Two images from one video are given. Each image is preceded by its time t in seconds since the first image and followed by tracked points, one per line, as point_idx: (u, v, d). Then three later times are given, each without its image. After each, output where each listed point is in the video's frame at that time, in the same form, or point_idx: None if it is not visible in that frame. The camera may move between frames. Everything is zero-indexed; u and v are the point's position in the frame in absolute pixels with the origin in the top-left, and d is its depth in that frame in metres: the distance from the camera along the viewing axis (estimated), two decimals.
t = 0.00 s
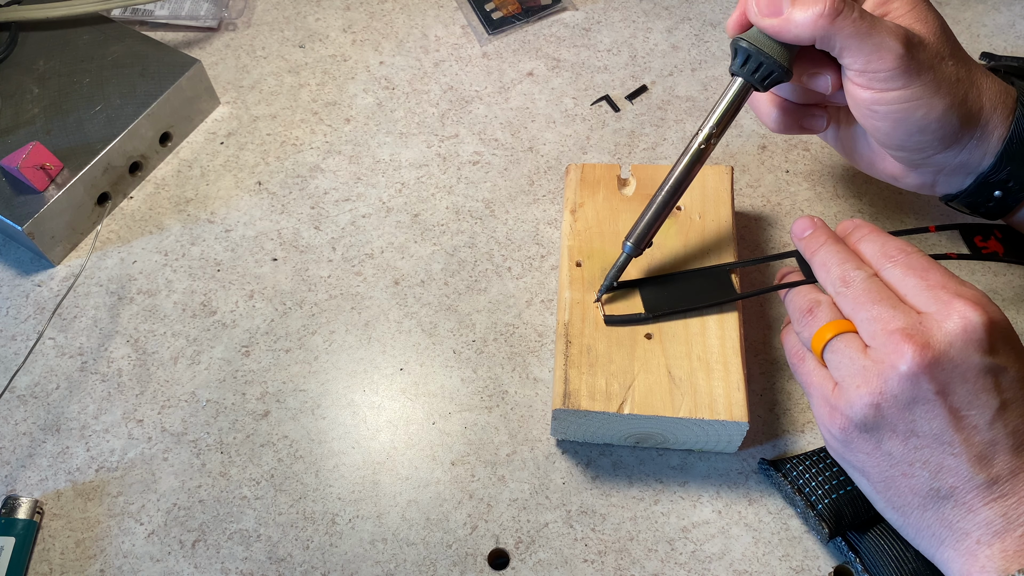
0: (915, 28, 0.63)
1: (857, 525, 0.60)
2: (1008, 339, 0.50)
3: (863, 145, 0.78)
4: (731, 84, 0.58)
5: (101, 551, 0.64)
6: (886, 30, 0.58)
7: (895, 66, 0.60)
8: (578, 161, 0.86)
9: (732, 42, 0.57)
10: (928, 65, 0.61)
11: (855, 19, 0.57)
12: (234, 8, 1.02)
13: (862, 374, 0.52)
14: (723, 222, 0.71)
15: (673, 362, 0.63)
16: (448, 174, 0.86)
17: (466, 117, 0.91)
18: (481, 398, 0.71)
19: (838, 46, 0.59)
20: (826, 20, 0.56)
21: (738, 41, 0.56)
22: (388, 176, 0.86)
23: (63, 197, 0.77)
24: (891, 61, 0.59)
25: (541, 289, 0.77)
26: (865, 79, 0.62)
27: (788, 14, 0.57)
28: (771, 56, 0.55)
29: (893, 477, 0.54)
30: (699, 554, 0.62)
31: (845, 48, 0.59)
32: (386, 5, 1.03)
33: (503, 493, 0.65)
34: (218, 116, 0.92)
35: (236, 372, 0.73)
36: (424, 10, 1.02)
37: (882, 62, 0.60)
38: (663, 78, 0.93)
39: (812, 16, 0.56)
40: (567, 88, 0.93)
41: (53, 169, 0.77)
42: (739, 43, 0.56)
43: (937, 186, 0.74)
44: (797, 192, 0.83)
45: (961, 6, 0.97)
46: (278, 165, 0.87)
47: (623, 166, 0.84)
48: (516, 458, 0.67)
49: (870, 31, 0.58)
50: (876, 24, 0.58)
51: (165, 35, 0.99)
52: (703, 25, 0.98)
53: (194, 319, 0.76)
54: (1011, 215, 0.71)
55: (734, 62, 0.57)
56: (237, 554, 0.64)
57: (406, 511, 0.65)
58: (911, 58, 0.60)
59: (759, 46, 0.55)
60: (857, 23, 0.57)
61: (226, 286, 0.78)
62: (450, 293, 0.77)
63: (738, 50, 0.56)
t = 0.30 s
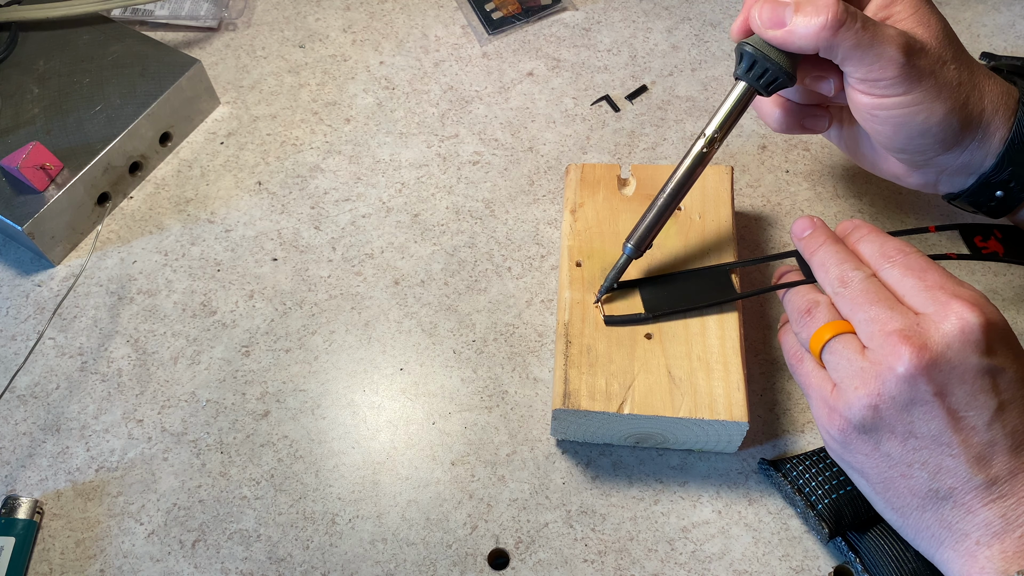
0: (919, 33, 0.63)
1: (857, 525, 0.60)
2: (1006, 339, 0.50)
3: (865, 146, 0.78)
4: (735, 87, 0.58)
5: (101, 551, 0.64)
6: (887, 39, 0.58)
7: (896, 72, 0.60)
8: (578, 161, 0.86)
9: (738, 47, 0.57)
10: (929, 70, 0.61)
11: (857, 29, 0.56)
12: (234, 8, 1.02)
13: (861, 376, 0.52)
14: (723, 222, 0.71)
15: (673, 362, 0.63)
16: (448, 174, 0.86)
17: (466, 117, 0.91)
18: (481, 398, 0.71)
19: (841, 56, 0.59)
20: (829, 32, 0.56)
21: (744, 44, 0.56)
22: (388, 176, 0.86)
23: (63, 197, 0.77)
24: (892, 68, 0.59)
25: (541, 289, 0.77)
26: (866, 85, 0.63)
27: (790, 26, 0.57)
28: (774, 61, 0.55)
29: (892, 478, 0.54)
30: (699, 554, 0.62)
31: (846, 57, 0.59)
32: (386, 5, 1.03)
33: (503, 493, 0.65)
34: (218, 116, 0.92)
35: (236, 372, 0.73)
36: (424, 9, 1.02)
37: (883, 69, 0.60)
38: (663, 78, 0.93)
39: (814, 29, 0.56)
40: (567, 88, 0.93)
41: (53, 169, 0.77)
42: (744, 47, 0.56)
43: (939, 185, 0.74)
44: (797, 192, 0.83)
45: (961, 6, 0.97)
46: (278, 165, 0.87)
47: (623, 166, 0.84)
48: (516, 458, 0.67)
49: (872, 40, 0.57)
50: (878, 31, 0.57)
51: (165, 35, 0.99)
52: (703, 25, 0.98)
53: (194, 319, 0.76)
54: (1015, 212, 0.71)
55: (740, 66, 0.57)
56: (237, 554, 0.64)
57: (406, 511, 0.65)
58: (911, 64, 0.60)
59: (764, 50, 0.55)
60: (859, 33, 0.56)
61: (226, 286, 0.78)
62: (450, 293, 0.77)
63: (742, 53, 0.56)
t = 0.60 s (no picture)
0: (929, 38, 0.63)
1: (857, 525, 0.60)
2: (1003, 340, 0.50)
3: (876, 146, 0.78)
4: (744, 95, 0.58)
5: (101, 551, 0.64)
6: (900, 52, 0.58)
7: (906, 81, 0.61)
8: (578, 161, 0.86)
9: (752, 57, 0.57)
10: (940, 79, 0.62)
11: (871, 44, 0.56)
12: (234, 8, 1.02)
13: (858, 377, 0.52)
14: (723, 222, 0.71)
15: (673, 362, 0.63)
16: (448, 174, 0.86)
17: (466, 117, 0.91)
18: (481, 398, 0.71)
19: (853, 69, 0.59)
20: (846, 49, 0.55)
21: (759, 55, 0.56)
22: (388, 176, 0.86)
23: (63, 197, 0.77)
24: (903, 78, 0.60)
25: (541, 289, 0.77)
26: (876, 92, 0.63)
27: (808, 44, 0.55)
28: (791, 75, 0.56)
29: (891, 479, 0.54)
30: (699, 554, 0.62)
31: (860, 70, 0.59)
32: (386, 5, 1.03)
33: (503, 493, 0.65)
34: (218, 116, 0.92)
35: (236, 372, 0.73)
36: (424, 10, 1.02)
37: (895, 77, 0.60)
38: (663, 78, 0.93)
39: (833, 47, 0.54)
40: (567, 88, 0.93)
41: (53, 169, 0.77)
42: (759, 57, 0.56)
43: (950, 182, 0.74)
44: (797, 192, 0.83)
45: (961, 6, 0.97)
46: (278, 165, 0.87)
47: (623, 166, 0.84)
48: (516, 458, 0.67)
49: (884, 53, 0.57)
50: (890, 44, 0.57)
51: (165, 35, 0.99)
52: (703, 25, 0.98)
53: (194, 319, 0.76)
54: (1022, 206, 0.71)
55: (753, 75, 0.57)
56: (237, 554, 0.64)
57: (406, 511, 0.65)
58: (921, 72, 0.60)
59: (780, 61, 0.56)
60: (873, 48, 0.56)
61: (226, 286, 0.78)
62: (450, 293, 0.77)
63: (757, 64, 0.56)
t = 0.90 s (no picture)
0: (941, 40, 0.63)
1: (857, 525, 0.60)
2: (1004, 340, 0.50)
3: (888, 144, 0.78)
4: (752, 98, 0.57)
5: (101, 551, 0.64)
6: (911, 58, 0.57)
7: (917, 86, 0.60)
8: (578, 161, 0.86)
9: (760, 62, 0.57)
10: (952, 82, 0.61)
11: (881, 52, 0.55)
12: (234, 8, 1.02)
13: (857, 377, 0.52)
14: (723, 222, 0.71)
15: (673, 362, 0.63)
16: (448, 174, 0.86)
17: (467, 117, 0.91)
18: (481, 398, 0.71)
19: (864, 77, 0.58)
20: (856, 58, 0.54)
21: (767, 60, 0.56)
22: (388, 176, 0.86)
23: (63, 197, 0.77)
24: (914, 83, 0.60)
25: (541, 290, 0.77)
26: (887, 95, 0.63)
27: (817, 52, 0.54)
28: (800, 81, 0.56)
29: (891, 480, 0.54)
30: (699, 554, 0.62)
31: (870, 76, 0.58)
32: (386, 5, 1.03)
33: (503, 493, 0.65)
34: (218, 116, 0.92)
35: (236, 372, 0.73)
36: (424, 10, 1.02)
37: (905, 83, 0.60)
38: (663, 78, 0.93)
39: (843, 56, 0.53)
40: (567, 88, 0.93)
41: (53, 168, 0.77)
42: (768, 63, 0.56)
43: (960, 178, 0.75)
44: (797, 192, 0.83)
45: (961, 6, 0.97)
46: (278, 165, 0.87)
47: (623, 166, 0.84)
48: (516, 458, 0.67)
49: (895, 60, 0.57)
50: (901, 51, 0.57)
51: (165, 35, 0.99)
52: (703, 25, 0.98)
53: (194, 319, 0.76)
54: None
55: (762, 80, 0.57)
56: (237, 554, 0.64)
57: (406, 511, 0.65)
58: (931, 77, 0.60)
59: (788, 68, 0.56)
60: (883, 55, 0.55)
61: (226, 286, 0.78)
62: (450, 293, 0.77)
63: (765, 69, 0.56)
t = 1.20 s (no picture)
0: (956, 45, 0.63)
1: (857, 525, 0.61)
2: None
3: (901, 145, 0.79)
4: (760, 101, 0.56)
5: (101, 551, 0.64)
6: (925, 65, 0.57)
7: (932, 92, 0.60)
8: (578, 161, 0.86)
9: (771, 66, 0.56)
10: (968, 88, 0.61)
11: (896, 59, 0.55)
12: (234, 8, 1.02)
13: (880, 423, 0.46)
14: (723, 223, 0.71)
15: (673, 362, 0.63)
16: (448, 174, 0.86)
17: (467, 117, 0.91)
18: (481, 398, 0.71)
19: (878, 84, 0.58)
20: (869, 66, 0.53)
21: (777, 65, 0.55)
22: (388, 176, 0.86)
23: (63, 197, 0.77)
24: (929, 89, 0.60)
25: (541, 290, 0.77)
26: (901, 101, 0.63)
27: (831, 59, 0.53)
28: (809, 88, 0.54)
29: (917, 531, 0.48)
30: (699, 554, 0.62)
31: (884, 84, 0.58)
32: (386, 5, 1.03)
33: (503, 493, 0.65)
34: (218, 116, 0.92)
35: (236, 372, 0.73)
36: (424, 10, 1.02)
37: (920, 89, 0.60)
38: (663, 78, 0.93)
39: (857, 64, 0.52)
40: (567, 88, 0.93)
41: (53, 168, 0.77)
42: (778, 68, 0.55)
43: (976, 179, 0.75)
44: (797, 192, 0.83)
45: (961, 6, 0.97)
46: (278, 165, 0.87)
47: (624, 166, 0.84)
48: (516, 458, 0.67)
49: (909, 67, 0.56)
50: (916, 58, 0.56)
51: (165, 34, 0.99)
52: (703, 25, 0.98)
53: (194, 319, 0.76)
54: None
55: (772, 85, 0.55)
56: (237, 553, 0.64)
57: (406, 511, 0.65)
58: (946, 85, 0.59)
59: (799, 74, 0.54)
60: (897, 62, 0.55)
61: (226, 286, 0.78)
62: (450, 293, 0.77)
63: (775, 75, 0.55)
